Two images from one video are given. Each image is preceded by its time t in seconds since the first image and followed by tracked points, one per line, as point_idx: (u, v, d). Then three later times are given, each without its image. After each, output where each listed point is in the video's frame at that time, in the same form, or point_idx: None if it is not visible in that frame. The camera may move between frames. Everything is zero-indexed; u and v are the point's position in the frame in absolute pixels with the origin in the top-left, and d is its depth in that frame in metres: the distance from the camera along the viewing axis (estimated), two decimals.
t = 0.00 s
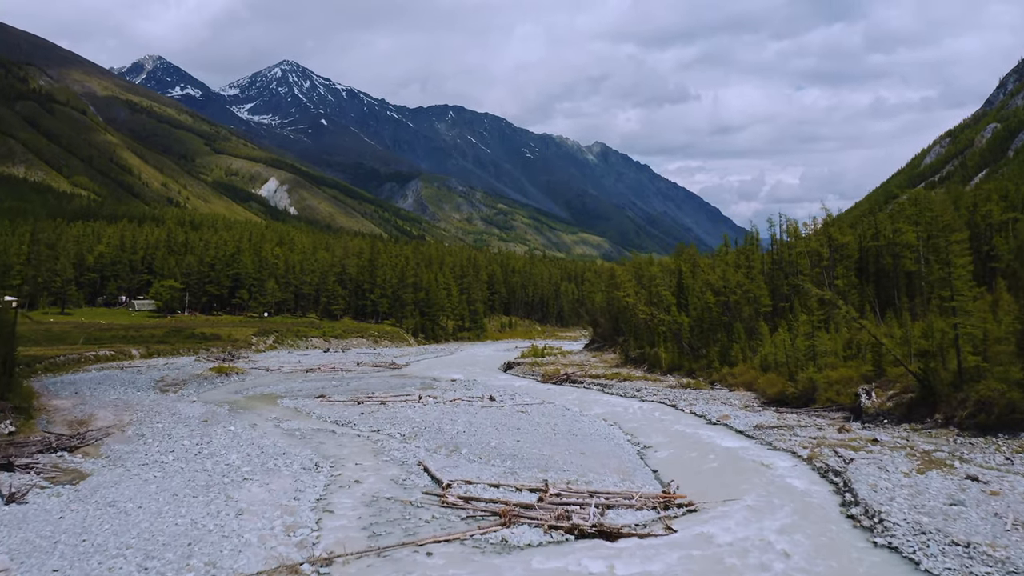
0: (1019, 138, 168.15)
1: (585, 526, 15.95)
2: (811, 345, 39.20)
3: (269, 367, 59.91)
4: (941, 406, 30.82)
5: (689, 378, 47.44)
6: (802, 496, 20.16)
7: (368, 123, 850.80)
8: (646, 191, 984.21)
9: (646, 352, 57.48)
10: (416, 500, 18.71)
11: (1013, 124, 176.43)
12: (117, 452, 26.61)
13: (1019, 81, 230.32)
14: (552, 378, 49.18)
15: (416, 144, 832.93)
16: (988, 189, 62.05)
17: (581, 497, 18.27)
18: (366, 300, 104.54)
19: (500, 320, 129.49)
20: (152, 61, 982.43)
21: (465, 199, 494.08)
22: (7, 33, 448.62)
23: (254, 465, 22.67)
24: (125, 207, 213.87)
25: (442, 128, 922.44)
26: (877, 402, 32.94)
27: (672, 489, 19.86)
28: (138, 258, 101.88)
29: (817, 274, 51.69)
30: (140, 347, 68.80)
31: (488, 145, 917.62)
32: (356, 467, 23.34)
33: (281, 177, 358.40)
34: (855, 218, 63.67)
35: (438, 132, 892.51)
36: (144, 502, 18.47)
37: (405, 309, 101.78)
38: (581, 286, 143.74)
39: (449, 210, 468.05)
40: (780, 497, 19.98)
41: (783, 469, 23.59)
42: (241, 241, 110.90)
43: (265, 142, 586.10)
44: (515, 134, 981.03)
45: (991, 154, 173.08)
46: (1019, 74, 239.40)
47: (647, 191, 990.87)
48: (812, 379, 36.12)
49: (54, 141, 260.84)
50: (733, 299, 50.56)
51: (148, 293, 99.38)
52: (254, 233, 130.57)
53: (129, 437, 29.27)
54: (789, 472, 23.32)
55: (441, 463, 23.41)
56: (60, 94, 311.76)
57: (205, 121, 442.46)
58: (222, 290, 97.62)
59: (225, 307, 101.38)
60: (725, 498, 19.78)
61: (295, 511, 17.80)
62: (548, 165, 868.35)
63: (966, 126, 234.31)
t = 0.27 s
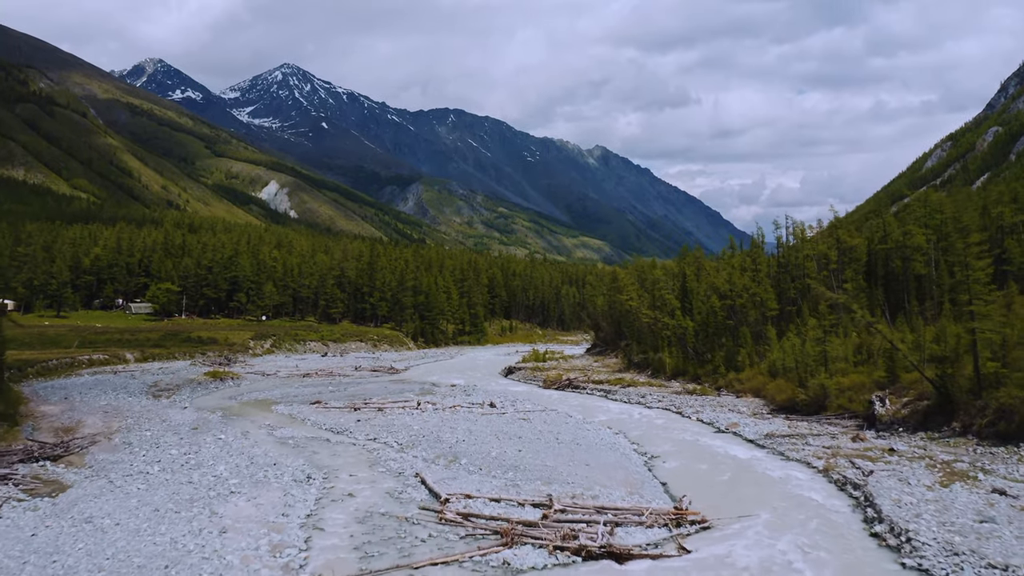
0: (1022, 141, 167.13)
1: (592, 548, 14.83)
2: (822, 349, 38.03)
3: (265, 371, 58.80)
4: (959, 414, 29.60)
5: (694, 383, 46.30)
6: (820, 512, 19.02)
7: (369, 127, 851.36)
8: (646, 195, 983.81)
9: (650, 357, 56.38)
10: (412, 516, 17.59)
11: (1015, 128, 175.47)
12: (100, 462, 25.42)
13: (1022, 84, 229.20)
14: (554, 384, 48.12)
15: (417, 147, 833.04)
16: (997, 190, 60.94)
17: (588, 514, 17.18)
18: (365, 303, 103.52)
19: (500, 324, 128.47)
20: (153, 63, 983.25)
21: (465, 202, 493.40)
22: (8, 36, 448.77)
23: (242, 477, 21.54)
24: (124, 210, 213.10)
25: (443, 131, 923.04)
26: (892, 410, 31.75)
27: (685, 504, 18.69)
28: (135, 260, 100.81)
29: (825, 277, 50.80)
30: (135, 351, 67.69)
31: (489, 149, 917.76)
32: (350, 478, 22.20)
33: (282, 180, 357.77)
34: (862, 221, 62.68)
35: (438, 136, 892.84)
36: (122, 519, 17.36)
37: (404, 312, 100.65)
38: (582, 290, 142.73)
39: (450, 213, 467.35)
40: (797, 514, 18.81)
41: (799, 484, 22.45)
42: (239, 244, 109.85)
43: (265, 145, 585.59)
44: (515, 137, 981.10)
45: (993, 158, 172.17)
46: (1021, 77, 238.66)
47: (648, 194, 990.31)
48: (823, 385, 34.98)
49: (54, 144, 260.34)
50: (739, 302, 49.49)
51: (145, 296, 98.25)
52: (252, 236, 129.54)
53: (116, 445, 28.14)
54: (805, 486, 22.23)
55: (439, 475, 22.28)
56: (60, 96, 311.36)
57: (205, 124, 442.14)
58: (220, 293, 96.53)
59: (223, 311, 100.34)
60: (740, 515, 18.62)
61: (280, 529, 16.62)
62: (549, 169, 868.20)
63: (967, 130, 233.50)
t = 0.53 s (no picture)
0: None
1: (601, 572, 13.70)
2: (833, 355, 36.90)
3: (261, 376, 57.71)
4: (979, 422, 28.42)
5: (700, 389, 45.15)
6: (842, 530, 17.87)
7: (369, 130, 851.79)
8: (647, 199, 983.88)
9: (653, 362, 55.24)
10: (407, 535, 16.46)
11: (1017, 131, 174.71)
12: (83, 472, 24.32)
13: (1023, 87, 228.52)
14: (556, 389, 47.04)
15: (417, 151, 833.34)
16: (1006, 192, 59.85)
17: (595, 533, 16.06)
18: (364, 307, 102.48)
19: (501, 328, 127.44)
20: (155, 67, 985.02)
21: (466, 206, 492.89)
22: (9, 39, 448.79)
23: (229, 490, 20.41)
24: (124, 213, 212.18)
25: (443, 135, 923.86)
26: (907, 418, 30.62)
27: (698, 521, 17.56)
28: (132, 263, 99.84)
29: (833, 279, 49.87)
30: (130, 355, 66.54)
31: (490, 153, 918.15)
32: (344, 491, 21.09)
33: (282, 183, 357.24)
34: (868, 223, 61.67)
35: (439, 140, 893.24)
36: (98, 537, 16.25)
37: (403, 316, 99.56)
38: (583, 293, 141.81)
39: (450, 217, 466.70)
40: (817, 532, 17.68)
41: (816, 498, 21.32)
42: (237, 246, 108.91)
43: (266, 148, 585.18)
44: (516, 141, 981.66)
45: (996, 161, 171.36)
46: (1022, 80, 238.27)
47: (648, 198, 989.92)
48: (834, 391, 33.87)
49: (54, 146, 259.98)
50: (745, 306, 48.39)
51: (142, 299, 97.26)
52: (251, 239, 128.67)
53: (100, 454, 27.00)
54: (823, 500, 21.09)
55: (437, 487, 21.17)
56: (60, 99, 311.22)
57: (206, 127, 442.06)
58: (217, 296, 95.54)
59: (220, 314, 99.25)
60: (756, 532, 17.51)
61: (266, 549, 15.48)
62: (549, 173, 868.29)
63: (969, 134, 232.81)
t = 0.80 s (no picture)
0: None
1: None
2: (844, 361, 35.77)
3: (258, 381, 56.60)
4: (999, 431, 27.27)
5: (706, 396, 44.00)
6: (866, 549, 16.79)
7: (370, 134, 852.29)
8: (647, 202, 983.94)
9: (657, 367, 54.11)
10: (401, 554, 15.37)
11: (1020, 133, 173.81)
12: (65, 484, 23.19)
13: None
14: (558, 395, 45.93)
15: (418, 155, 833.73)
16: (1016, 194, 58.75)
17: (603, 553, 14.98)
18: (363, 311, 101.37)
19: (501, 332, 126.36)
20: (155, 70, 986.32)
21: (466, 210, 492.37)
22: (10, 43, 448.77)
23: (215, 505, 19.34)
24: (123, 216, 211.24)
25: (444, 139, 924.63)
26: (923, 426, 29.51)
27: (713, 540, 16.46)
28: (129, 266, 98.76)
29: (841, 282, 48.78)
30: (125, 359, 65.37)
31: (490, 156, 918.69)
32: (336, 505, 20.00)
33: (283, 187, 356.61)
34: (875, 225, 60.63)
35: (439, 143, 893.58)
36: (70, 556, 15.15)
37: (403, 320, 98.47)
38: (585, 297, 140.78)
39: (450, 220, 466.02)
40: (839, 550, 16.61)
41: (835, 512, 20.21)
42: (235, 249, 107.93)
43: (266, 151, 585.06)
44: (517, 145, 982.21)
45: (998, 164, 170.48)
46: None
47: (649, 202, 989.63)
48: (847, 398, 32.74)
49: (54, 149, 259.47)
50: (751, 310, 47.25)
51: (138, 302, 96.14)
52: (250, 242, 127.68)
53: (85, 464, 25.86)
54: (841, 515, 20.00)
55: (435, 501, 20.08)
56: (60, 102, 310.96)
57: (206, 130, 441.92)
58: (215, 300, 94.50)
59: (218, 318, 98.18)
60: (775, 551, 16.42)
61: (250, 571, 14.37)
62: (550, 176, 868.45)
63: (970, 137, 231.95)
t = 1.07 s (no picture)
0: None
1: None
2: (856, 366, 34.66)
3: (253, 386, 55.44)
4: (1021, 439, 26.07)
5: (712, 402, 42.91)
6: (894, 569, 15.69)
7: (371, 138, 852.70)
8: (647, 206, 984.13)
9: (661, 373, 53.00)
10: None
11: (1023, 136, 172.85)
12: (44, 495, 22.05)
13: None
14: (561, 400, 44.83)
15: (419, 158, 834.04)
16: None
17: None
18: (362, 314, 100.35)
19: (502, 335, 125.31)
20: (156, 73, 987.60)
21: (467, 213, 491.85)
22: (12, 46, 449.22)
23: (199, 520, 18.24)
24: (122, 218, 210.44)
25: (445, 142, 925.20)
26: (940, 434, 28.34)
27: (730, 560, 15.35)
28: (125, 269, 97.64)
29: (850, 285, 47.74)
30: (120, 363, 64.22)
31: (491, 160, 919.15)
32: (328, 520, 18.87)
33: (283, 190, 356.00)
34: (882, 227, 59.62)
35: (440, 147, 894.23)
36: None
37: (403, 323, 97.37)
38: (586, 301, 139.73)
39: (451, 224, 465.36)
40: (865, 570, 15.52)
41: (856, 528, 19.11)
42: (233, 252, 106.91)
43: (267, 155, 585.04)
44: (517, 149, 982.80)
45: (1001, 168, 169.61)
46: None
47: (650, 206, 989.65)
48: (860, 404, 31.60)
49: (54, 152, 258.92)
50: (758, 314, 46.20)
51: (135, 305, 95.02)
52: (249, 245, 126.72)
53: (67, 474, 24.77)
54: (863, 530, 18.90)
55: (432, 515, 18.98)
56: (60, 105, 310.54)
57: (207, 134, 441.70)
58: (212, 303, 93.44)
59: (215, 321, 97.12)
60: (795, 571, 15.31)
61: None
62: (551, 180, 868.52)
63: (971, 141, 231.19)
